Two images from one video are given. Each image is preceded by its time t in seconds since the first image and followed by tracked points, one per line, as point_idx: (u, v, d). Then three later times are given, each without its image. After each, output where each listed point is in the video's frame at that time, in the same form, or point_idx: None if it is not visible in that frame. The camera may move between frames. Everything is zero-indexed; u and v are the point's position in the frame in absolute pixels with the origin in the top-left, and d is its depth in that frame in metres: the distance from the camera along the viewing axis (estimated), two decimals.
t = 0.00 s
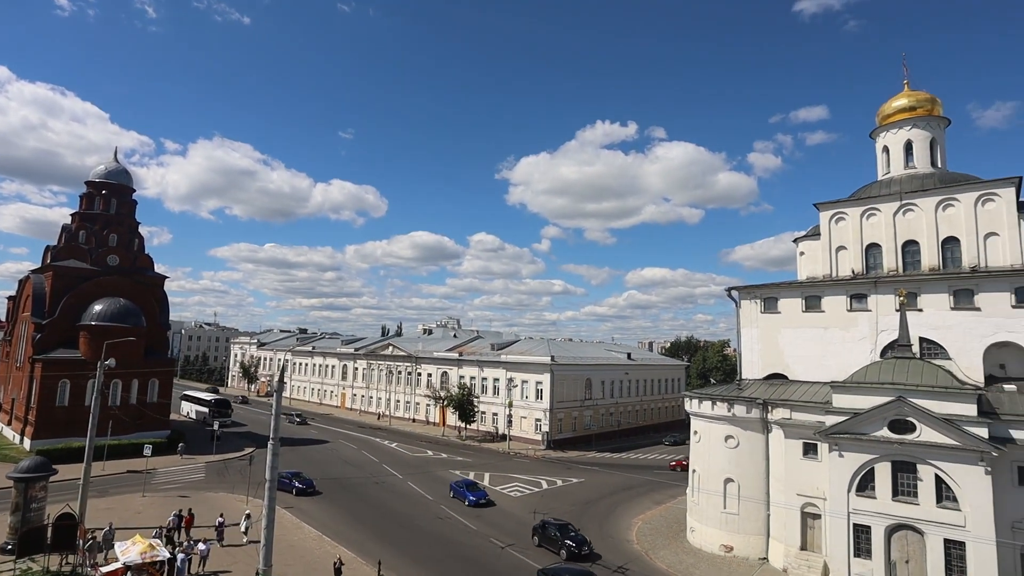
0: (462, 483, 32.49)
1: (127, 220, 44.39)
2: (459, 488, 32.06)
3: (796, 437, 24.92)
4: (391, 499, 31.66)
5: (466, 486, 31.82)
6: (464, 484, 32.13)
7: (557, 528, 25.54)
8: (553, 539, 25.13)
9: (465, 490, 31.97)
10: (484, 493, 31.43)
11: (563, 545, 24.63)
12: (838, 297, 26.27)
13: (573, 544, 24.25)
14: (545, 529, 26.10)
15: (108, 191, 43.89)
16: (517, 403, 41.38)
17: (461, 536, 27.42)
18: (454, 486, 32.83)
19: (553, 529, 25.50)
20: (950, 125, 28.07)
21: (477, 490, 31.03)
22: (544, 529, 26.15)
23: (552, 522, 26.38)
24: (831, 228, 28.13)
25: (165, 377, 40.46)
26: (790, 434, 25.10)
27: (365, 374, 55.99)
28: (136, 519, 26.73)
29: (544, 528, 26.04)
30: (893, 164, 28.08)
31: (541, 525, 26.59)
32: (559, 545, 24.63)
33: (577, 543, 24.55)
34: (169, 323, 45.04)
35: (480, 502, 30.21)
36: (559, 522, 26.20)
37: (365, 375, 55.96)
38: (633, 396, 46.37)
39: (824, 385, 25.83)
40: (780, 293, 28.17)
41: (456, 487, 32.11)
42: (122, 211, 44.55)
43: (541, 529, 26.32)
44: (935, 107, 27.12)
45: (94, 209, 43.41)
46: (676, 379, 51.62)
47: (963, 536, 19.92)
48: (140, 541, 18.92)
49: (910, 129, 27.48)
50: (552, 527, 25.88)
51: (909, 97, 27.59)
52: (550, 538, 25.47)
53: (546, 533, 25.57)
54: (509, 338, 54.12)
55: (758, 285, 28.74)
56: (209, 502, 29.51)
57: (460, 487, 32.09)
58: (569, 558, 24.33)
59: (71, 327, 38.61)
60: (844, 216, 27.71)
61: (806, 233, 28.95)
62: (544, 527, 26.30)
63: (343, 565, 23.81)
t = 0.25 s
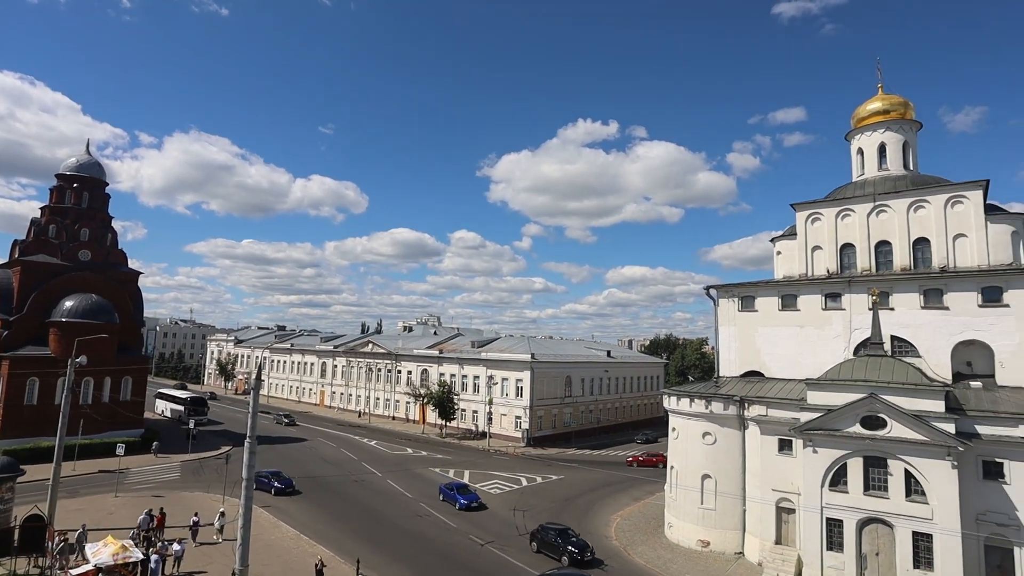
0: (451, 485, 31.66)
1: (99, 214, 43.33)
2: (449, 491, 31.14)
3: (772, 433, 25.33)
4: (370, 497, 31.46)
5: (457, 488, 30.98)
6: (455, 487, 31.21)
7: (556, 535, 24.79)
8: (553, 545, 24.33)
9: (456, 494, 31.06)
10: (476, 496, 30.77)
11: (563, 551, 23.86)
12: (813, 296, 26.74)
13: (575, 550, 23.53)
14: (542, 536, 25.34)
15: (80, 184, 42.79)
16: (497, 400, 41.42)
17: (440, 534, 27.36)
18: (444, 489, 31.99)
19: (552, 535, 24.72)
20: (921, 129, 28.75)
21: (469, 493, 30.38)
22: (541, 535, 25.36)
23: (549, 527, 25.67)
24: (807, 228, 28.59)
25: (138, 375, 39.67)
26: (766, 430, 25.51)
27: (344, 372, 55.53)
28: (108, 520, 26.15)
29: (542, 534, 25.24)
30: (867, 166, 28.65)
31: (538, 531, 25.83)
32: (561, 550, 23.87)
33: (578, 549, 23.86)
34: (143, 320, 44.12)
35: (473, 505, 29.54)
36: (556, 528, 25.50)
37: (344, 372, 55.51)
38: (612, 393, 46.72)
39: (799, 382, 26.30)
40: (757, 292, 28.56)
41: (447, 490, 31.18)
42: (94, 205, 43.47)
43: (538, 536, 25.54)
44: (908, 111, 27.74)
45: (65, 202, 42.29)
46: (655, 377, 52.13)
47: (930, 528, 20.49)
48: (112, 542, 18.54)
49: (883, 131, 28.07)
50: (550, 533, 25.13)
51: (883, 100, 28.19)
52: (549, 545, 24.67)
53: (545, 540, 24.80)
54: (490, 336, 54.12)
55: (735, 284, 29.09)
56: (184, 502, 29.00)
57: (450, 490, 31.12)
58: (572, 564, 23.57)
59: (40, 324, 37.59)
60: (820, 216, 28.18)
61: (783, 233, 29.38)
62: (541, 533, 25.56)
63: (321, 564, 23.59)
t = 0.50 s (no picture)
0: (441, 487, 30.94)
1: (71, 207, 42.26)
2: (438, 493, 30.42)
3: (749, 429, 25.70)
4: (349, 495, 31.25)
5: (447, 490, 30.25)
6: (446, 489, 30.45)
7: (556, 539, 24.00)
8: (553, 551, 23.51)
9: (446, 496, 30.33)
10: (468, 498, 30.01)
11: (564, 556, 23.10)
12: (790, 294, 27.16)
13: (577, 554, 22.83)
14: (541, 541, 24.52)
15: (50, 177, 41.68)
16: (478, 397, 41.40)
17: (420, 532, 27.29)
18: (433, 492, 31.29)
19: (552, 540, 23.92)
20: (894, 131, 29.38)
21: (460, 495, 29.64)
22: (540, 540, 24.55)
23: (546, 531, 24.89)
24: (784, 228, 29.01)
25: (111, 373, 38.85)
26: (743, 427, 25.88)
27: (323, 369, 55.01)
28: (79, 521, 25.56)
29: (540, 539, 24.43)
30: (842, 167, 29.17)
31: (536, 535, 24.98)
32: (562, 555, 23.11)
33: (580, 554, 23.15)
34: (116, 316, 43.16)
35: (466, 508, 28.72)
36: (554, 531, 24.73)
37: (323, 370, 54.98)
38: (592, 390, 47.01)
39: (775, 378, 26.71)
40: (735, 290, 28.91)
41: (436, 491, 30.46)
42: (65, 198, 42.39)
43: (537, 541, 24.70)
44: (882, 113, 28.34)
45: (34, 195, 41.16)
46: (634, 374, 52.56)
47: (900, 521, 21.02)
48: (83, 544, 18.14)
49: (858, 133, 28.60)
50: (548, 537, 24.34)
51: (858, 102, 28.74)
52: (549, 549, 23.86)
53: (544, 545, 24.00)
54: (471, 333, 54.05)
55: (714, 282, 29.40)
56: (158, 502, 28.49)
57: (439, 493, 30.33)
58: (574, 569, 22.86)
59: (8, 320, 36.55)
60: (796, 215, 28.62)
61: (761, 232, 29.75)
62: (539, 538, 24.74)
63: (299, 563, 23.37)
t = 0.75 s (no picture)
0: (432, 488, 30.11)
1: (40, 199, 41.14)
2: (429, 494, 29.56)
3: (726, 424, 26.05)
4: (328, 492, 31.00)
5: (438, 491, 29.45)
6: (437, 491, 29.62)
7: (558, 543, 23.20)
8: (558, 556, 22.73)
9: (437, 498, 29.52)
10: (460, 498, 29.20)
11: (569, 560, 22.41)
12: (766, 290, 27.55)
13: (584, 559, 22.17)
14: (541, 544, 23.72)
15: (18, 167, 40.51)
16: (458, 393, 41.35)
17: (400, 528, 27.19)
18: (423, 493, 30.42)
19: (554, 545, 23.12)
20: (869, 131, 29.93)
21: (452, 495, 28.74)
22: (540, 544, 23.74)
23: (546, 534, 24.09)
24: (762, 225, 29.38)
25: (82, 369, 37.99)
26: (720, 421, 26.23)
27: (302, 365, 54.44)
28: (49, 521, 24.93)
29: (541, 543, 23.61)
30: (818, 166, 29.65)
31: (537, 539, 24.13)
32: (567, 559, 22.41)
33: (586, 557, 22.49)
34: (87, 311, 42.16)
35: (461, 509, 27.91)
36: (555, 534, 23.96)
37: (302, 365, 54.42)
38: (572, 386, 47.26)
39: (752, 374, 27.11)
40: (713, 287, 29.22)
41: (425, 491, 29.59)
42: (34, 189, 41.23)
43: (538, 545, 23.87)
44: (857, 114, 28.88)
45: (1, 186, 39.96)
46: (614, 369, 52.98)
47: (870, 512, 21.55)
48: (53, 544, 17.72)
49: (834, 133, 29.06)
50: (549, 540, 23.56)
51: (835, 103, 29.21)
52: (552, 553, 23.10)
53: (546, 549, 23.19)
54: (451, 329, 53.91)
55: (693, 278, 29.67)
56: (131, 500, 27.94)
57: (430, 494, 29.50)
58: (580, 572, 22.24)
59: None
60: (774, 213, 29.02)
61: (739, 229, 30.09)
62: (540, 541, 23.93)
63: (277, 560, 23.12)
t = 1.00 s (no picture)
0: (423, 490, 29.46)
1: (9, 193, 40.08)
2: (420, 497, 28.94)
3: (704, 421, 26.36)
4: (307, 491, 30.73)
5: (429, 494, 28.78)
6: (428, 493, 28.92)
7: (562, 548, 22.54)
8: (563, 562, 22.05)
9: (429, 500, 28.82)
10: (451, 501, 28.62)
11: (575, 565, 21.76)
12: (745, 289, 27.91)
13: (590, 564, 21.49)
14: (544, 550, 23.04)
15: None
16: (439, 391, 41.25)
17: (381, 526, 27.07)
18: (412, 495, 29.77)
19: (558, 550, 22.44)
20: (845, 134, 30.48)
21: (443, 498, 28.03)
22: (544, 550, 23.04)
23: (549, 540, 23.41)
24: (741, 225, 29.72)
25: (54, 367, 37.13)
26: (699, 419, 26.53)
27: (281, 363, 53.83)
28: (18, 523, 24.31)
29: (545, 549, 22.89)
30: (796, 167, 30.10)
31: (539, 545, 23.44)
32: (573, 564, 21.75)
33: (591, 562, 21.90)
34: (59, 308, 41.19)
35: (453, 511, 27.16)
36: (558, 539, 23.29)
37: (281, 364, 53.81)
38: (553, 384, 47.43)
39: (730, 372, 27.45)
40: (693, 285, 29.49)
41: (415, 495, 29.00)
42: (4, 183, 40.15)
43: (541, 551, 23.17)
44: (833, 116, 29.40)
45: None
46: (595, 367, 53.28)
47: (845, 507, 21.99)
48: (22, 547, 17.25)
49: (812, 135, 29.52)
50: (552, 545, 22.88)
51: (812, 105, 29.70)
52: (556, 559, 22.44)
53: (551, 555, 22.54)
54: (433, 326, 53.72)
55: (673, 277, 29.90)
56: (105, 501, 27.38)
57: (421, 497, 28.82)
58: None
59: None
60: (752, 213, 29.38)
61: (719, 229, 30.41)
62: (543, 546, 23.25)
63: (256, 560, 22.85)
